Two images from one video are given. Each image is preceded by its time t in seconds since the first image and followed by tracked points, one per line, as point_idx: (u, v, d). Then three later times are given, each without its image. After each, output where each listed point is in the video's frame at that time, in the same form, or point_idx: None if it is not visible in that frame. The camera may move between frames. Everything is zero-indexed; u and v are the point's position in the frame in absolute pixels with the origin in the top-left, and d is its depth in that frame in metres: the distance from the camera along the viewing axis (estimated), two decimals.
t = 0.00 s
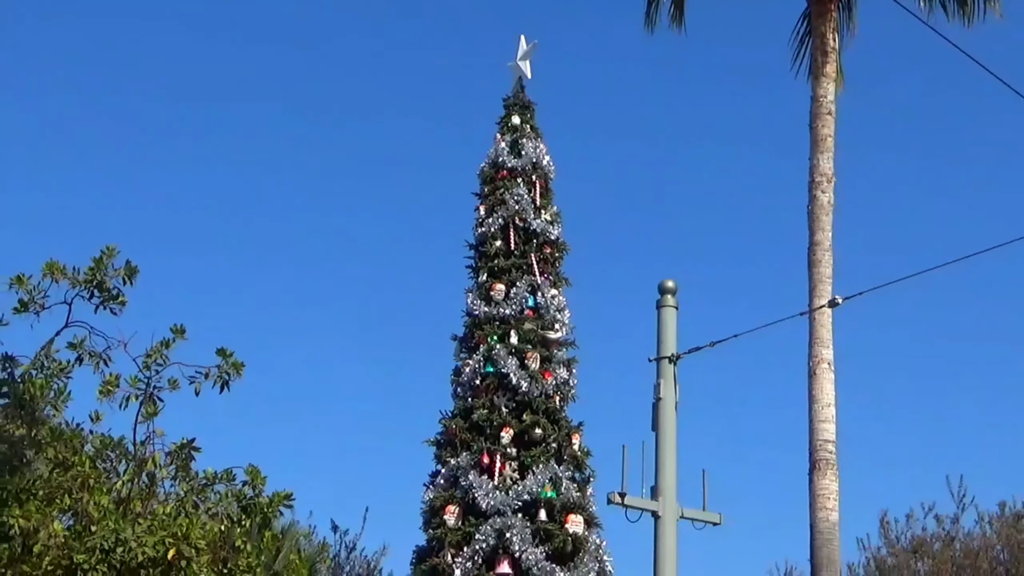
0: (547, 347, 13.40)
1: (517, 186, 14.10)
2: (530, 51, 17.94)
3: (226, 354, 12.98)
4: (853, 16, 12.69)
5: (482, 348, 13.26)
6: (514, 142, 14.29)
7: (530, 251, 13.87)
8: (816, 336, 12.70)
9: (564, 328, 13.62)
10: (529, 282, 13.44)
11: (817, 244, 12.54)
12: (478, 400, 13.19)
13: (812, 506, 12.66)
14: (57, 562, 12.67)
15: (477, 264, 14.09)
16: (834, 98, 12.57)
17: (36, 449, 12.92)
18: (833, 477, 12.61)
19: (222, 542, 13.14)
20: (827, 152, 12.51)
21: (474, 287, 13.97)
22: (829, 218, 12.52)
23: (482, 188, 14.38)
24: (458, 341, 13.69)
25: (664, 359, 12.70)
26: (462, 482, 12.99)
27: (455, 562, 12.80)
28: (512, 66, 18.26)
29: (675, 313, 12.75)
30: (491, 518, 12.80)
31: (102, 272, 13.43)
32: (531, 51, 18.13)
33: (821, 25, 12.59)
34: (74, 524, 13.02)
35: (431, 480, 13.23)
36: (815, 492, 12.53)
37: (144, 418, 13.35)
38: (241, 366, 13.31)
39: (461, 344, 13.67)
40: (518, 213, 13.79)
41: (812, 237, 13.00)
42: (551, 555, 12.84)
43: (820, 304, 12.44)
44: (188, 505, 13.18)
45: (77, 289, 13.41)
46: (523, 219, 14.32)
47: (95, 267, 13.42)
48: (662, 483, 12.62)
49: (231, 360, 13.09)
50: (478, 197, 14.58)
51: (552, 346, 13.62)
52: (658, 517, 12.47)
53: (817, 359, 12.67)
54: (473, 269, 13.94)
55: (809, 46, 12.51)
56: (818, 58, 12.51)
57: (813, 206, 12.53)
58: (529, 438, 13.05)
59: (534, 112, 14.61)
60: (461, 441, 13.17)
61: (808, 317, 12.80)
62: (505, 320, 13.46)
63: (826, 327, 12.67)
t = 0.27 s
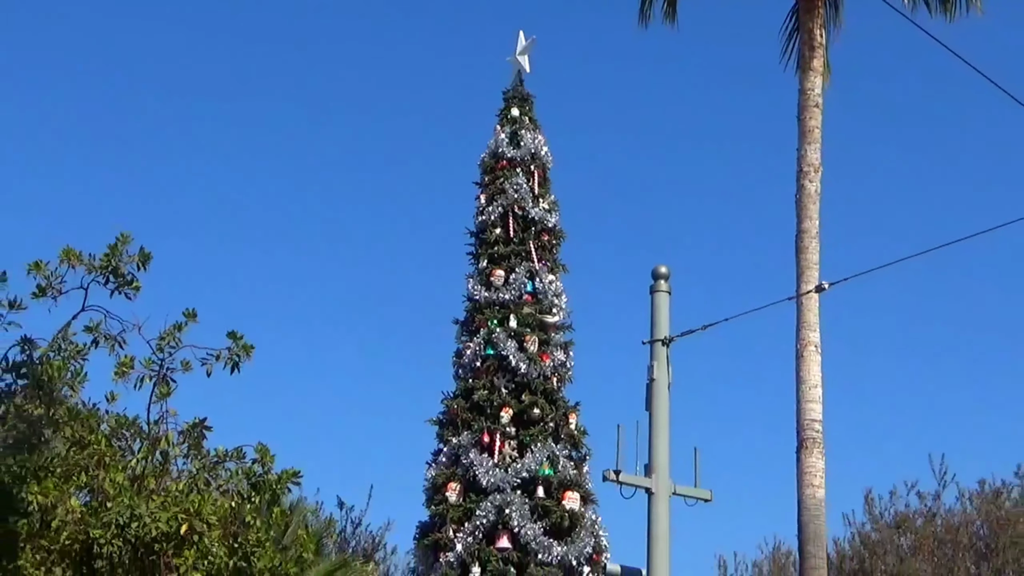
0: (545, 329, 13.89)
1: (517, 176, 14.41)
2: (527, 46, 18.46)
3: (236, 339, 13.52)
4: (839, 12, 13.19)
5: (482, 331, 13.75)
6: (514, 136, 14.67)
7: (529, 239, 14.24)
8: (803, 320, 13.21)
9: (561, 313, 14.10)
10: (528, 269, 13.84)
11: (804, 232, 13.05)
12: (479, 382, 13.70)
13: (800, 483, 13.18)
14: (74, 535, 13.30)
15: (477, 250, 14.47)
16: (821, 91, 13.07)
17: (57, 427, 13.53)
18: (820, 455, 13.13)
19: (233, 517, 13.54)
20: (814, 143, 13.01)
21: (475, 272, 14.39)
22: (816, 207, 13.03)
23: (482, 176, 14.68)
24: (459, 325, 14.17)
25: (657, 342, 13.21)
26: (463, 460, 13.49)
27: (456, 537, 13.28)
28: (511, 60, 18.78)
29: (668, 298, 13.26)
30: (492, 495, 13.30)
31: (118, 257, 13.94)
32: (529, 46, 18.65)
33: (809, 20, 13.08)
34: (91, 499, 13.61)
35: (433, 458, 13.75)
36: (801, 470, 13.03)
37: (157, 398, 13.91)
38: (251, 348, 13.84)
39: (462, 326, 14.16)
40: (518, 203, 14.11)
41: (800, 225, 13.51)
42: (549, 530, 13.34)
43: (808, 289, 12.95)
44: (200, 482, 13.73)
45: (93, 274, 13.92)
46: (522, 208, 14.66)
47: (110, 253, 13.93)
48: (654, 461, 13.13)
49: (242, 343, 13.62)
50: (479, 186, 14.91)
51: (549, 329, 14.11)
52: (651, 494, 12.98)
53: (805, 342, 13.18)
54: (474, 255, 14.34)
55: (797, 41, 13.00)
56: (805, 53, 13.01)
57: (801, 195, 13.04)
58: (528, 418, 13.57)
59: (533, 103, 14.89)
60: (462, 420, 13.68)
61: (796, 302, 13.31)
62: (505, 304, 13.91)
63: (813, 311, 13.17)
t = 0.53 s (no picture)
0: (541, 315, 14.40)
1: (514, 168, 14.85)
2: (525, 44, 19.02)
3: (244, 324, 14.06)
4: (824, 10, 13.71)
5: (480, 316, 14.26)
6: (511, 128, 15.08)
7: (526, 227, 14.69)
8: (789, 306, 13.74)
9: (557, 298, 14.59)
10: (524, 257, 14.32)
11: (790, 221, 13.57)
12: (477, 364, 14.24)
13: (785, 462, 13.70)
14: (87, 514, 12.35)
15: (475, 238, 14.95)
16: (807, 86, 13.58)
17: (68, 408, 13.27)
18: (804, 436, 13.66)
19: (241, 501, 13.05)
20: (800, 135, 13.53)
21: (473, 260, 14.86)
22: (801, 196, 13.55)
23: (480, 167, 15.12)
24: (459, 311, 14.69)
25: (649, 327, 13.75)
26: (462, 439, 14.03)
27: (455, 513, 13.80)
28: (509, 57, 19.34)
29: (659, 284, 13.79)
30: (489, 473, 13.83)
31: (130, 246, 14.48)
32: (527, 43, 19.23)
33: (795, 18, 13.61)
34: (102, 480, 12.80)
35: (433, 439, 14.29)
36: (786, 450, 13.55)
37: (168, 379, 14.49)
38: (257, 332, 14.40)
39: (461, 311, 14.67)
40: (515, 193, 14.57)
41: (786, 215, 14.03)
42: (544, 507, 13.87)
43: (793, 276, 13.47)
44: (209, 459, 14.29)
45: (106, 261, 14.45)
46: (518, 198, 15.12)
47: (123, 241, 14.48)
48: (646, 441, 13.65)
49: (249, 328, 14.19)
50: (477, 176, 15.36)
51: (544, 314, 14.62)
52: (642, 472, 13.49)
53: (790, 327, 13.72)
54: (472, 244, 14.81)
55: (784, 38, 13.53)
56: (792, 49, 13.54)
57: (787, 186, 13.56)
58: (524, 399, 14.11)
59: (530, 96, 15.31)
60: (461, 402, 14.22)
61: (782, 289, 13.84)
62: (502, 291, 14.41)
63: (798, 297, 13.70)
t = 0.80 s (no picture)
0: (535, 302, 14.94)
1: (510, 161, 15.36)
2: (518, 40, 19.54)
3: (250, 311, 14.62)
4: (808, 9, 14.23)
5: (477, 304, 14.79)
6: (507, 122, 15.56)
7: (521, 218, 15.20)
8: (773, 293, 14.28)
9: (551, 286, 15.11)
10: (520, 246, 14.86)
11: (775, 212, 14.10)
12: (474, 349, 14.80)
13: (769, 444, 14.25)
14: (98, 492, 12.50)
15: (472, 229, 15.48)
16: (791, 83, 14.11)
17: (79, 391, 13.26)
18: (788, 419, 14.21)
19: (243, 482, 13.36)
20: (784, 130, 14.06)
21: (470, 249, 15.39)
22: (786, 188, 14.09)
23: (477, 161, 15.64)
24: (456, 298, 15.23)
25: (639, 314, 14.29)
26: (459, 421, 14.59)
27: (452, 492, 14.36)
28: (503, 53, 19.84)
29: (649, 273, 14.33)
30: (485, 454, 14.39)
31: (140, 234, 15.05)
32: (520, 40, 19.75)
33: (780, 17, 14.14)
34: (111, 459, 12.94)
35: (432, 421, 14.85)
36: (770, 432, 14.10)
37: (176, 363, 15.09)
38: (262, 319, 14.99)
39: (458, 299, 15.19)
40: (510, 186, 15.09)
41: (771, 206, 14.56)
42: (538, 486, 14.43)
43: (778, 265, 14.01)
44: (217, 440, 14.88)
45: (118, 249, 15.05)
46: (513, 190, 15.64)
47: (133, 230, 15.06)
48: (635, 423, 14.20)
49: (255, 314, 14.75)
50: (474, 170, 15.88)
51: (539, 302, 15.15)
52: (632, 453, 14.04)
53: (775, 314, 14.27)
54: (469, 234, 15.33)
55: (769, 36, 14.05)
56: (776, 47, 14.06)
57: (772, 178, 14.09)
58: (519, 382, 14.67)
59: (525, 93, 15.82)
60: (458, 385, 14.79)
61: (767, 277, 14.38)
62: (498, 279, 14.94)
63: (782, 286, 14.24)
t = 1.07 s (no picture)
0: (526, 291, 15.52)
1: (503, 154, 15.91)
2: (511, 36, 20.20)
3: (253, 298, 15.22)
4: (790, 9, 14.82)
5: (471, 292, 15.36)
6: (500, 117, 16.12)
7: (513, 210, 15.76)
8: (755, 283, 14.89)
9: (542, 275, 15.69)
10: (512, 237, 15.44)
11: (757, 205, 14.70)
12: (467, 335, 15.39)
13: (750, 427, 14.86)
14: (108, 470, 11.26)
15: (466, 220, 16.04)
16: (773, 81, 14.68)
17: (90, 373, 11.93)
18: (768, 403, 14.82)
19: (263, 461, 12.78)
20: (766, 126, 14.64)
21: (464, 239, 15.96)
22: (768, 182, 14.69)
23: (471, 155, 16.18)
24: (451, 286, 15.81)
25: (627, 302, 14.90)
26: (453, 405, 15.20)
27: (446, 472, 14.97)
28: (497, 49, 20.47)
29: (636, 263, 14.94)
30: (478, 436, 15.00)
31: (151, 225, 15.71)
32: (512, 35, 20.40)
33: (762, 17, 14.71)
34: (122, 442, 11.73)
35: (428, 404, 15.46)
36: (751, 416, 14.70)
37: (183, 347, 15.75)
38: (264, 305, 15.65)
39: (453, 287, 15.76)
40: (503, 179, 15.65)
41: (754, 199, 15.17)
42: (528, 467, 15.05)
43: (759, 255, 14.62)
44: (221, 422, 15.52)
45: (127, 238, 15.67)
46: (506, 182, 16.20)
47: (141, 220, 15.67)
48: (622, 407, 14.81)
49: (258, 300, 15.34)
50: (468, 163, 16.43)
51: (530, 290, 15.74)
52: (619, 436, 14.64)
53: (757, 302, 14.89)
54: (463, 225, 15.89)
55: (752, 36, 14.63)
56: (759, 46, 14.64)
57: (754, 173, 14.70)
58: (511, 367, 15.27)
59: (518, 89, 16.36)
60: (452, 370, 15.39)
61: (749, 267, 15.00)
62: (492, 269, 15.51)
63: (763, 276, 14.85)
